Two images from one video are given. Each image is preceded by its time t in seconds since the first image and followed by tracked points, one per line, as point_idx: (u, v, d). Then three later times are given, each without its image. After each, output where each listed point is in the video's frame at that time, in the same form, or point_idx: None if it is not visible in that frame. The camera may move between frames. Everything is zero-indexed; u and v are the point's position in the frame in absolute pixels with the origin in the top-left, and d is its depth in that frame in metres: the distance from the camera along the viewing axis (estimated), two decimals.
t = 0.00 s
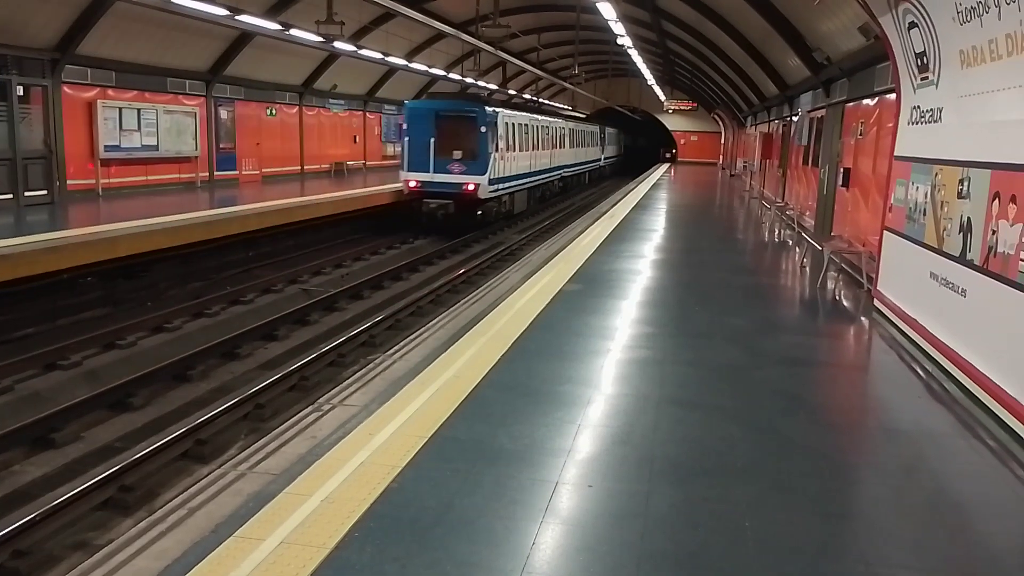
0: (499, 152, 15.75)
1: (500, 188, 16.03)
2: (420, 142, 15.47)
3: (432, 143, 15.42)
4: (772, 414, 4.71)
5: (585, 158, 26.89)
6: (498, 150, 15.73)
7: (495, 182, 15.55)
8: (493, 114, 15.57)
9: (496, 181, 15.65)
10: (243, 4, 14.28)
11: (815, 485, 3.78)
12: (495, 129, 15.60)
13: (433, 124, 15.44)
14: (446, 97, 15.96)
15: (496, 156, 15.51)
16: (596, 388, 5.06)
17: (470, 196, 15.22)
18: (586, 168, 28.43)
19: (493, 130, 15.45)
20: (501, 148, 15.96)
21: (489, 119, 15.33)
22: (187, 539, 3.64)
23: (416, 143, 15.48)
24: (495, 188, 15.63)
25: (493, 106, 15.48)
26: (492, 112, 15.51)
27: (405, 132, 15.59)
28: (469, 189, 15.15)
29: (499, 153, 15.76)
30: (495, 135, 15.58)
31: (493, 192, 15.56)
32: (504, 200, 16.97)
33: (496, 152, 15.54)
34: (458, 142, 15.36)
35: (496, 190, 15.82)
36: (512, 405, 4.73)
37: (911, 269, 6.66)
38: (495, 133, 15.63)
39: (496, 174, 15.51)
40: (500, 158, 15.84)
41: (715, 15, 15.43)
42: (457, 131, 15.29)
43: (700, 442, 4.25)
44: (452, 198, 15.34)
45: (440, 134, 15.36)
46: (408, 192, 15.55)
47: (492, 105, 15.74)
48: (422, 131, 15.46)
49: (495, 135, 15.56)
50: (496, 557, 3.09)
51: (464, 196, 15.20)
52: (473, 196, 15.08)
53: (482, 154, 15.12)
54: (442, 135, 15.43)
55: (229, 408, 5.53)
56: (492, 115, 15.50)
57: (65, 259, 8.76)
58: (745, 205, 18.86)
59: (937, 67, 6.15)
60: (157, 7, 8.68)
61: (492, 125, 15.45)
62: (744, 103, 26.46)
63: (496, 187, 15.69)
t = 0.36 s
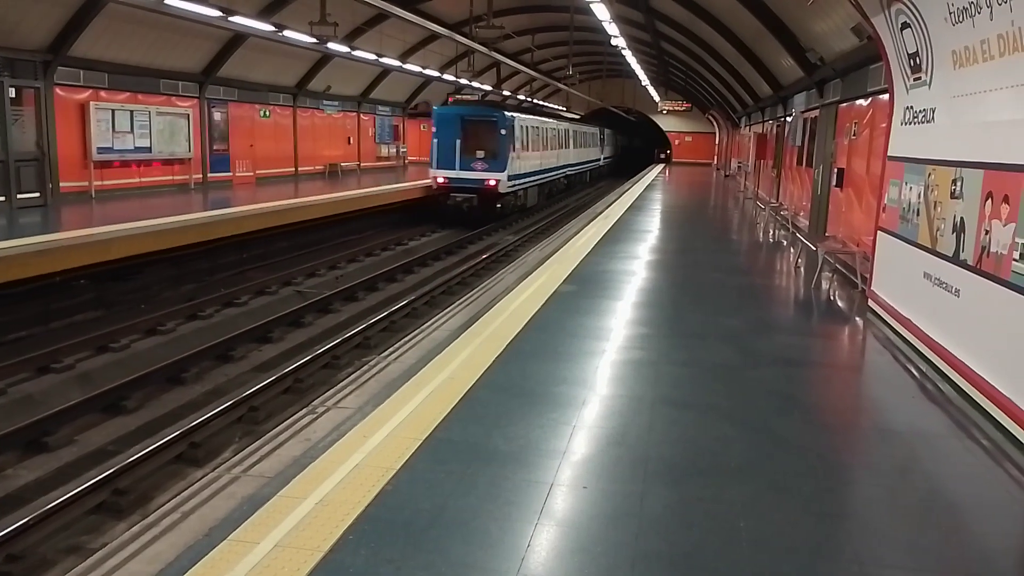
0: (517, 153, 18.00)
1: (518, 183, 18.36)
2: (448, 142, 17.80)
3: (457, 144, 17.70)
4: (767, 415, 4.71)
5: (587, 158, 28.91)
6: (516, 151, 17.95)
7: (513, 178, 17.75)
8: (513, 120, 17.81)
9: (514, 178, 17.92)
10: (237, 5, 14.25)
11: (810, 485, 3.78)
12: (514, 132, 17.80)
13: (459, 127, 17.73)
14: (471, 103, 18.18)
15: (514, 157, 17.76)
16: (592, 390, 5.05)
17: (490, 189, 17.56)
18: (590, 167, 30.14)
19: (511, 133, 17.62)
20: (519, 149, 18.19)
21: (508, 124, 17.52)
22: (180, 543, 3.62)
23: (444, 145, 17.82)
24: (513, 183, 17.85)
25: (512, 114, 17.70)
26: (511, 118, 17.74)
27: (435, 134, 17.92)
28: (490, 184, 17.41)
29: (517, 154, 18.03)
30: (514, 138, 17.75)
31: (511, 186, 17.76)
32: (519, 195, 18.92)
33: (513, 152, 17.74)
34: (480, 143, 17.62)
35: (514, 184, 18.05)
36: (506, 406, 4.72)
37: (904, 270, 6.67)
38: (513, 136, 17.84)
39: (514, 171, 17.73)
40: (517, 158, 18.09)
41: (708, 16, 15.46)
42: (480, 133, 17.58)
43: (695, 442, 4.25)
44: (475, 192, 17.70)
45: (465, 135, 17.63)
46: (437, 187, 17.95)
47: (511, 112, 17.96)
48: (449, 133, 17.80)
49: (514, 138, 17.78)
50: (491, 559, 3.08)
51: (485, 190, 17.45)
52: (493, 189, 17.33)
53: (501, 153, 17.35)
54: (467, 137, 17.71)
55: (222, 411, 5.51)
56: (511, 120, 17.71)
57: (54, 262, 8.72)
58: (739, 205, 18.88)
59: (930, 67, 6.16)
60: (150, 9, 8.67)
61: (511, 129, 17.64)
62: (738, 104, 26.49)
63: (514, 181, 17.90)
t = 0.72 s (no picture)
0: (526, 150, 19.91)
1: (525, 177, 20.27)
2: (463, 140, 19.23)
3: (472, 142, 19.17)
4: (755, 412, 4.74)
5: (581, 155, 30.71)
6: (525, 149, 19.65)
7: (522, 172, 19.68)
8: (523, 120, 19.65)
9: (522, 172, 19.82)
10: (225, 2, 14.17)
11: (796, 482, 3.81)
12: (524, 131, 19.65)
13: (473, 125, 19.18)
14: (483, 105, 19.75)
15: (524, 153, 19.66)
16: (581, 388, 5.07)
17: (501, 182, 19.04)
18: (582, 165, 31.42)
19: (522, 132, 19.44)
20: (527, 146, 20.04)
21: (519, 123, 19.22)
22: (167, 542, 3.62)
23: (460, 142, 19.31)
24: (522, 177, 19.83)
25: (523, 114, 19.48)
26: (522, 117, 19.56)
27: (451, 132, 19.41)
28: (502, 177, 18.92)
29: (526, 150, 19.92)
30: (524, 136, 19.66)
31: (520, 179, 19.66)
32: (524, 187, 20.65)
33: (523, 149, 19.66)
34: (493, 141, 19.12)
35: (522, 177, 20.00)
36: (495, 404, 4.72)
37: (890, 268, 6.72)
38: (523, 134, 19.79)
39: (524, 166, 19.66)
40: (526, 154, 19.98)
41: (697, 15, 15.49)
42: (492, 131, 19.07)
43: (682, 440, 4.28)
44: (487, 183, 19.10)
45: (479, 134, 19.07)
46: (454, 180, 19.35)
47: (523, 112, 19.86)
48: (464, 131, 19.25)
49: (524, 137, 19.70)
50: (480, 556, 3.09)
51: (497, 183, 18.94)
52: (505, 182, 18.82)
53: (513, 150, 18.89)
54: (481, 136, 19.17)
55: (211, 409, 5.50)
56: (521, 120, 19.57)
57: (40, 261, 8.65)
58: (728, 203, 18.96)
59: (916, 66, 6.21)
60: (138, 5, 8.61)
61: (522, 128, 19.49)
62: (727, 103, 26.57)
63: (522, 175, 19.78)
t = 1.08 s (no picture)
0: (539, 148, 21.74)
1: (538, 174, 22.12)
2: (482, 141, 21.20)
3: (490, 142, 21.11)
4: (752, 412, 4.75)
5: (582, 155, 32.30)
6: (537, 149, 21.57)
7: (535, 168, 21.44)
8: (535, 121, 21.45)
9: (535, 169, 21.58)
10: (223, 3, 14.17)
11: (793, 482, 3.82)
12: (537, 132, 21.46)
13: (491, 128, 21.11)
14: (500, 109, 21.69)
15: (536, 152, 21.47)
16: (579, 388, 5.07)
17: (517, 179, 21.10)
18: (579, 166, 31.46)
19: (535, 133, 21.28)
20: (539, 145, 21.84)
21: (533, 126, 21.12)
22: (164, 543, 3.62)
23: (480, 143, 21.29)
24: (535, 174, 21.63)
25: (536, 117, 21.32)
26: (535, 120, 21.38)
27: (472, 134, 21.36)
28: (517, 174, 20.95)
29: (539, 149, 21.75)
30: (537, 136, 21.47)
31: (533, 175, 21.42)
32: (535, 183, 22.65)
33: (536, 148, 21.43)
34: (509, 141, 21.02)
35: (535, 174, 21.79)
36: (492, 405, 4.72)
37: (887, 269, 6.73)
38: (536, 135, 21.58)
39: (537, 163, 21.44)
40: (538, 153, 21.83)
41: (695, 16, 15.51)
42: (509, 133, 21.00)
43: (679, 440, 4.28)
44: (503, 180, 21.13)
45: (496, 136, 21.00)
46: (473, 177, 21.34)
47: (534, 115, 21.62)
48: (482, 133, 21.17)
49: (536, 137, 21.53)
50: (476, 557, 3.09)
51: (513, 179, 20.94)
52: (520, 179, 20.83)
53: (527, 150, 20.83)
54: (498, 137, 21.09)
55: (208, 409, 5.51)
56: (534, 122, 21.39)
57: (37, 260, 8.64)
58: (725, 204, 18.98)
59: (912, 68, 6.22)
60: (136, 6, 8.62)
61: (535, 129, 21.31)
62: (725, 104, 26.59)
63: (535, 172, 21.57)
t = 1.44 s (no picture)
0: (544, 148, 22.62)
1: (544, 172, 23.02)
2: (492, 142, 21.93)
3: (501, 144, 21.82)
4: (743, 414, 4.76)
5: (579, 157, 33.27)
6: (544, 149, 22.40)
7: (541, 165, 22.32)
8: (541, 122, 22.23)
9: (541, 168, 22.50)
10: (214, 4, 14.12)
11: (784, 483, 3.83)
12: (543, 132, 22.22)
13: (502, 130, 21.82)
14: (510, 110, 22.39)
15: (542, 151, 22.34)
16: (571, 390, 5.08)
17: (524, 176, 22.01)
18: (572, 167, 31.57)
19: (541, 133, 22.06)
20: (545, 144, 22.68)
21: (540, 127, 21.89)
22: (154, 546, 3.60)
23: (491, 144, 21.99)
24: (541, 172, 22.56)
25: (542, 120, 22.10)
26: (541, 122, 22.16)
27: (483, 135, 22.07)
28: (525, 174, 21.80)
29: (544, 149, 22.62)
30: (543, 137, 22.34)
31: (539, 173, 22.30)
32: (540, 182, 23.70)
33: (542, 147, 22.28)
34: (518, 143, 21.75)
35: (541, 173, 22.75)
36: (484, 407, 4.73)
37: (877, 270, 6.78)
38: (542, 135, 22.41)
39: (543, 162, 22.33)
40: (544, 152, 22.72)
41: (688, 19, 15.56)
42: (519, 136, 21.68)
43: (671, 442, 4.28)
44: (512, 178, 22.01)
45: (507, 138, 21.70)
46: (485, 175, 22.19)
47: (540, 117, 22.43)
48: (493, 135, 21.89)
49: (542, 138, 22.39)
50: (468, 560, 3.09)
51: (521, 178, 21.80)
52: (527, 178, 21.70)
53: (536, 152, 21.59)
54: (508, 138, 21.80)
55: (199, 412, 5.50)
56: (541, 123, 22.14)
57: (23, 263, 8.58)
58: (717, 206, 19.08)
59: (903, 71, 6.25)
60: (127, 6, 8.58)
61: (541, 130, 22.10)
62: (717, 106, 26.68)
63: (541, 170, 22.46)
